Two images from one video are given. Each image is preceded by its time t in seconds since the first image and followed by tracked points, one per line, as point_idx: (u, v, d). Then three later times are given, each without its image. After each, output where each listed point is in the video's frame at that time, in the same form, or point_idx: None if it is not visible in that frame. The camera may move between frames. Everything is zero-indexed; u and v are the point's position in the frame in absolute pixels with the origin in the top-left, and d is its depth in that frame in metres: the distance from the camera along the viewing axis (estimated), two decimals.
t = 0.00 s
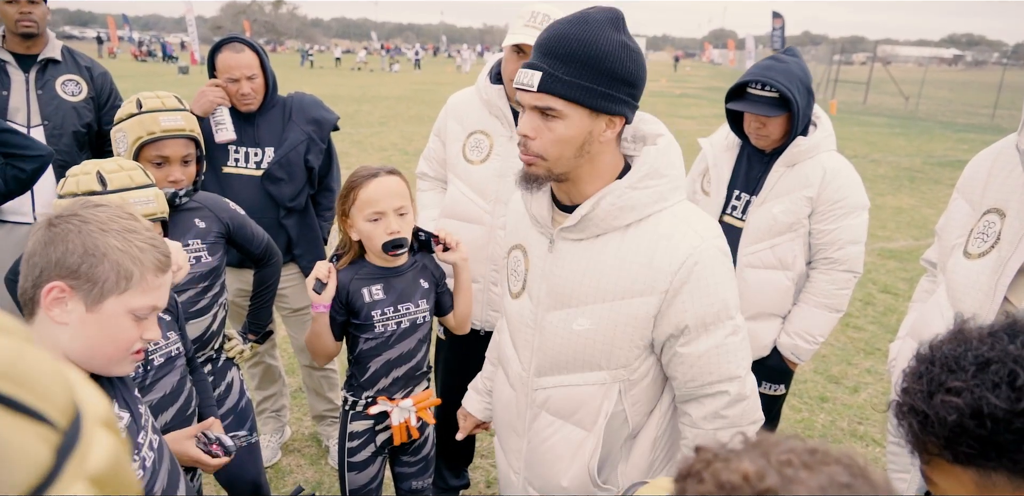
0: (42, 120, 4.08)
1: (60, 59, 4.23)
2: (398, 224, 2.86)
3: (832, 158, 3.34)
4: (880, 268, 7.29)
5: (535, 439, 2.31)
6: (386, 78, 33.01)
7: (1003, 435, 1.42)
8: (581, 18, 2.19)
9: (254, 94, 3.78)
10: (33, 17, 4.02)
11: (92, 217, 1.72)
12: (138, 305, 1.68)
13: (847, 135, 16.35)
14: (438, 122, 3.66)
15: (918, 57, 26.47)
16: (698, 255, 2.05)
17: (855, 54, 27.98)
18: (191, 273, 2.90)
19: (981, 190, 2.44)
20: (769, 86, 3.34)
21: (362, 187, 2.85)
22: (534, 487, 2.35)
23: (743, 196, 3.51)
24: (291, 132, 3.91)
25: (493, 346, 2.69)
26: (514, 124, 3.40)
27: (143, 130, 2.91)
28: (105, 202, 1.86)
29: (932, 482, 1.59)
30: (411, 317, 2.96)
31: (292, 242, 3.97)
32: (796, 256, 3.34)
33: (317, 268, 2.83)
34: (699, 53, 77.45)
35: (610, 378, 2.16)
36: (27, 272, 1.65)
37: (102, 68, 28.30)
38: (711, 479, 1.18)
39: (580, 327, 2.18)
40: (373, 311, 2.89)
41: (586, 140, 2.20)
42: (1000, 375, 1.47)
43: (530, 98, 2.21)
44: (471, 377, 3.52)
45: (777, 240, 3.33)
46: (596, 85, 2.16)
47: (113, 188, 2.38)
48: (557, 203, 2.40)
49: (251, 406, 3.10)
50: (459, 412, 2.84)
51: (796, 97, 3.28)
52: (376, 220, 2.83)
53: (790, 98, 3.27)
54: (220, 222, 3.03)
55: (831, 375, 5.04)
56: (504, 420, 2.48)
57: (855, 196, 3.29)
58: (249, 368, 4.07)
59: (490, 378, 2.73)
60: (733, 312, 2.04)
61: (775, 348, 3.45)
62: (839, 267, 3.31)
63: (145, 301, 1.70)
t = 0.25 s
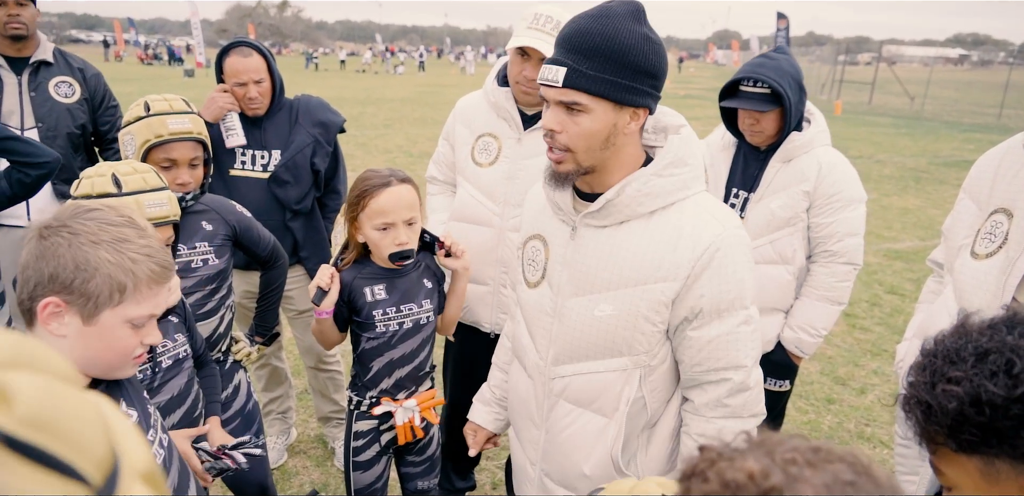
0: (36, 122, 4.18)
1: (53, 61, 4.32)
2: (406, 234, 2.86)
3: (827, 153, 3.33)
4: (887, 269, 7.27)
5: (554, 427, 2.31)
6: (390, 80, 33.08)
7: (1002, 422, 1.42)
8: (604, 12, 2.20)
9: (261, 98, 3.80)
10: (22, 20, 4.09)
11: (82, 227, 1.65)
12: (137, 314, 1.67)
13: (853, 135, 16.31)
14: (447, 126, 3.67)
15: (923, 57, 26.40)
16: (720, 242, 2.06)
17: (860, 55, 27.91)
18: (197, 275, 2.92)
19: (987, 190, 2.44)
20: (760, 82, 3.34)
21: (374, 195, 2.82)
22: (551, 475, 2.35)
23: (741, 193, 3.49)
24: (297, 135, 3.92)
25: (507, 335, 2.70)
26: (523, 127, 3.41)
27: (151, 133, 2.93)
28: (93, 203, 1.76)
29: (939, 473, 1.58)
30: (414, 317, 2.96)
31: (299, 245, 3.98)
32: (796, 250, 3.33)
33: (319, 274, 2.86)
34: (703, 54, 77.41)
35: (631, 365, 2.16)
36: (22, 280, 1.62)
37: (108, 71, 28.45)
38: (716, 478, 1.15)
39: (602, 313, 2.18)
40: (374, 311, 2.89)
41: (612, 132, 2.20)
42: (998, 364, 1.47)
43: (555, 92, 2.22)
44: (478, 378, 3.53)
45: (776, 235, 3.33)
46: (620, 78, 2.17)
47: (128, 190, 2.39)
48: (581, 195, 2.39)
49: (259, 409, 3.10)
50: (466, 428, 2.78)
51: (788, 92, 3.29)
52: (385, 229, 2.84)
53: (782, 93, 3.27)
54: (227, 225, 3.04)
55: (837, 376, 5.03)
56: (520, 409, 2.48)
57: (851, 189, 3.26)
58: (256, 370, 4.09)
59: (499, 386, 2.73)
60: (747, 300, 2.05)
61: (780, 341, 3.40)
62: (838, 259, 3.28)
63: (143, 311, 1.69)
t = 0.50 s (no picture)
0: (36, 126, 4.22)
1: (50, 65, 4.35)
2: (417, 230, 2.90)
3: (823, 151, 3.34)
4: (895, 272, 7.24)
5: (566, 422, 2.31)
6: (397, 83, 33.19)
7: (1015, 408, 1.41)
8: (630, 13, 2.21)
9: (269, 101, 3.82)
10: (17, 24, 4.10)
11: (89, 236, 1.64)
12: (148, 321, 1.68)
13: (861, 138, 16.26)
14: (457, 128, 3.68)
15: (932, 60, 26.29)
16: (737, 242, 2.06)
17: (868, 57, 27.83)
18: (206, 277, 2.94)
19: (998, 192, 2.42)
20: (751, 87, 3.33)
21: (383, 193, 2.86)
22: (562, 470, 2.34)
23: (742, 196, 3.50)
24: (306, 137, 3.93)
25: (523, 334, 2.71)
26: (531, 130, 3.42)
27: (160, 136, 2.94)
28: (101, 210, 1.75)
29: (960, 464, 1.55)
30: (422, 322, 2.97)
31: (307, 247, 4.01)
32: (797, 249, 3.32)
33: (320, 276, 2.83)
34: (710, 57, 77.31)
35: (645, 361, 2.16)
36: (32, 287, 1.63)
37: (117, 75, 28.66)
38: (718, 479, 1.13)
39: (618, 308, 2.18)
40: (382, 314, 2.90)
41: (636, 131, 2.21)
42: (1010, 353, 1.47)
43: (580, 91, 2.24)
44: (484, 381, 3.53)
45: (776, 235, 3.33)
46: (645, 77, 2.18)
47: (142, 192, 2.41)
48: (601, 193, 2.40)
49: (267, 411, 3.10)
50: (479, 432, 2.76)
51: (779, 96, 3.28)
52: (396, 226, 2.86)
53: (774, 97, 3.27)
54: (235, 227, 3.06)
55: (846, 380, 5.00)
56: (534, 404, 2.48)
57: (850, 185, 3.25)
58: (264, 372, 4.11)
59: (515, 388, 2.73)
60: (761, 301, 2.03)
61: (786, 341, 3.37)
62: (840, 255, 3.24)
63: (152, 317, 1.68)
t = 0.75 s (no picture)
0: (36, 125, 4.23)
1: (50, 65, 4.38)
2: (423, 232, 2.90)
3: (818, 150, 3.32)
4: (900, 275, 7.22)
5: (573, 421, 2.30)
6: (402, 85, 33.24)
7: None
8: (639, 14, 2.21)
9: (271, 100, 3.83)
10: (16, 24, 4.14)
11: (80, 233, 1.60)
12: (156, 307, 1.65)
13: (866, 141, 16.21)
14: (462, 129, 3.68)
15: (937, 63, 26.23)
16: (745, 241, 2.05)
17: (874, 60, 27.77)
18: (211, 277, 2.95)
19: (1005, 195, 2.42)
20: (738, 93, 3.32)
21: (389, 194, 2.87)
22: (569, 469, 2.34)
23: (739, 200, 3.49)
24: (311, 137, 3.94)
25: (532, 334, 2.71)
26: (536, 131, 3.42)
27: (169, 135, 2.96)
28: (88, 205, 1.73)
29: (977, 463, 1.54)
30: (427, 326, 2.97)
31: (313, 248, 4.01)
32: (797, 249, 3.32)
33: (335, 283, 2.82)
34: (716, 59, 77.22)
35: (652, 360, 2.15)
36: (33, 291, 1.59)
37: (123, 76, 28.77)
38: (708, 478, 1.13)
39: (625, 308, 2.18)
40: (389, 317, 2.90)
41: (644, 131, 2.20)
42: None
43: (589, 91, 2.24)
44: (488, 382, 3.53)
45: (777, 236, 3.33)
46: (654, 78, 2.18)
47: (149, 190, 2.41)
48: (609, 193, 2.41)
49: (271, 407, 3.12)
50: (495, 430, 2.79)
51: (767, 102, 3.27)
52: (401, 227, 2.87)
53: (762, 102, 3.26)
54: (239, 227, 3.07)
55: (851, 383, 4.99)
56: (542, 403, 2.48)
57: (847, 182, 3.24)
58: (269, 372, 4.11)
59: (526, 387, 2.73)
60: (768, 302, 2.03)
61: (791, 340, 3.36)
62: (840, 252, 3.23)
63: (156, 306, 1.65)
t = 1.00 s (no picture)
0: (41, 123, 4.25)
1: (52, 63, 4.39)
2: (426, 235, 2.89)
3: (817, 147, 3.33)
4: (905, 275, 7.20)
5: (577, 418, 2.31)
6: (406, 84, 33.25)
7: None
8: (646, 11, 2.22)
9: (264, 96, 3.82)
10: (19, 22, 4.14)
11: (77, 226, 1.58)
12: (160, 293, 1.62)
13: (871, 140, 16.17)
14: (466, 128, 3.69)
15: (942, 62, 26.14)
16: (750, 239, 2.05)
17: (878, 59, 27.70)
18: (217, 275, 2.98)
19: (1010, 194, 2.41)
20: (731, 107, 3.29)
21: (394, 194, 2.87)
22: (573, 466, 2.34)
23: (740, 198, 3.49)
24: (314, 137, 3.95)
25: (537, 331, 2.71)
26: (538, 129, 3.42)
27: (177, 132, 2.96)
28: (85, 198, 1.74)
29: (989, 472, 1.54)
30: (429, 326, 2.98)
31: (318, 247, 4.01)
32: (799, 246, 3.31)
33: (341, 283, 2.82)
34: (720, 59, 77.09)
35: (656, 358, 2.15)
36: (36, 288, 1.56)
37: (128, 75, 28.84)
38: (712, 485, 1.17)
39: (629, 305, 2.18)
40: (391, 317, 2.92)
41: (650, 129, 2.20)
42: None
43: (594, 88, 2.24)
44: (493, 380, 3.53)
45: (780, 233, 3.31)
46: (660, 76, 2.18)
47: (152, 189, 2.42)
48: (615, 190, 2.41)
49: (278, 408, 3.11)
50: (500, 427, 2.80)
51: (759, 111, 3.24)
52: (405, 228, 2.87)
53: (756, 114, 3.24)
54: (243, 224, 3.08)
55: (855, 382, 4.98)
56: (547, 401, 2.49)
57: (846, 178, 3.24)
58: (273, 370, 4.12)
59: (532, 385, 2.73)
60: (772, 299, 2.02)
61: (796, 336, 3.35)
62: (842, 248, 3.22)
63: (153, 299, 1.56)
